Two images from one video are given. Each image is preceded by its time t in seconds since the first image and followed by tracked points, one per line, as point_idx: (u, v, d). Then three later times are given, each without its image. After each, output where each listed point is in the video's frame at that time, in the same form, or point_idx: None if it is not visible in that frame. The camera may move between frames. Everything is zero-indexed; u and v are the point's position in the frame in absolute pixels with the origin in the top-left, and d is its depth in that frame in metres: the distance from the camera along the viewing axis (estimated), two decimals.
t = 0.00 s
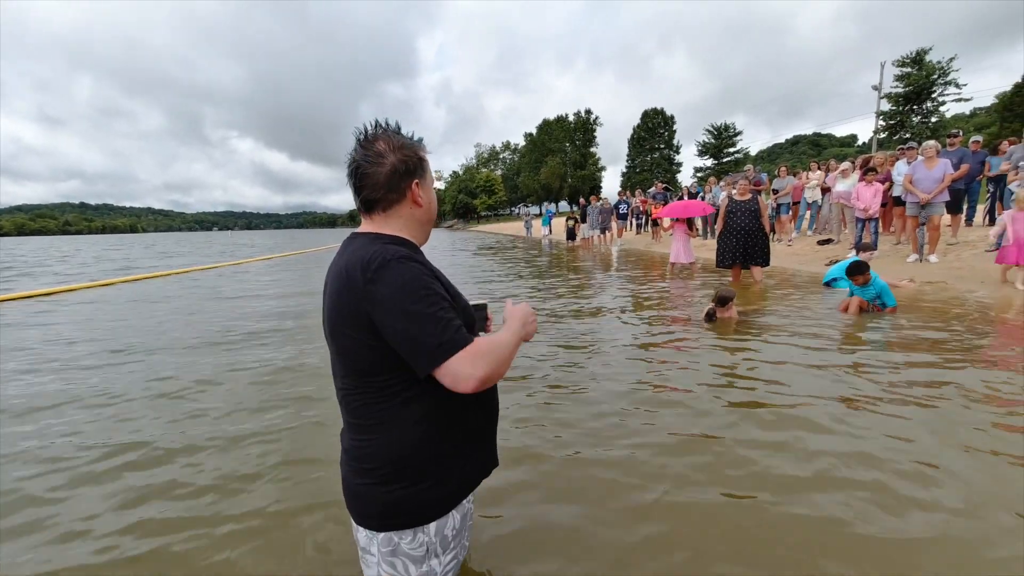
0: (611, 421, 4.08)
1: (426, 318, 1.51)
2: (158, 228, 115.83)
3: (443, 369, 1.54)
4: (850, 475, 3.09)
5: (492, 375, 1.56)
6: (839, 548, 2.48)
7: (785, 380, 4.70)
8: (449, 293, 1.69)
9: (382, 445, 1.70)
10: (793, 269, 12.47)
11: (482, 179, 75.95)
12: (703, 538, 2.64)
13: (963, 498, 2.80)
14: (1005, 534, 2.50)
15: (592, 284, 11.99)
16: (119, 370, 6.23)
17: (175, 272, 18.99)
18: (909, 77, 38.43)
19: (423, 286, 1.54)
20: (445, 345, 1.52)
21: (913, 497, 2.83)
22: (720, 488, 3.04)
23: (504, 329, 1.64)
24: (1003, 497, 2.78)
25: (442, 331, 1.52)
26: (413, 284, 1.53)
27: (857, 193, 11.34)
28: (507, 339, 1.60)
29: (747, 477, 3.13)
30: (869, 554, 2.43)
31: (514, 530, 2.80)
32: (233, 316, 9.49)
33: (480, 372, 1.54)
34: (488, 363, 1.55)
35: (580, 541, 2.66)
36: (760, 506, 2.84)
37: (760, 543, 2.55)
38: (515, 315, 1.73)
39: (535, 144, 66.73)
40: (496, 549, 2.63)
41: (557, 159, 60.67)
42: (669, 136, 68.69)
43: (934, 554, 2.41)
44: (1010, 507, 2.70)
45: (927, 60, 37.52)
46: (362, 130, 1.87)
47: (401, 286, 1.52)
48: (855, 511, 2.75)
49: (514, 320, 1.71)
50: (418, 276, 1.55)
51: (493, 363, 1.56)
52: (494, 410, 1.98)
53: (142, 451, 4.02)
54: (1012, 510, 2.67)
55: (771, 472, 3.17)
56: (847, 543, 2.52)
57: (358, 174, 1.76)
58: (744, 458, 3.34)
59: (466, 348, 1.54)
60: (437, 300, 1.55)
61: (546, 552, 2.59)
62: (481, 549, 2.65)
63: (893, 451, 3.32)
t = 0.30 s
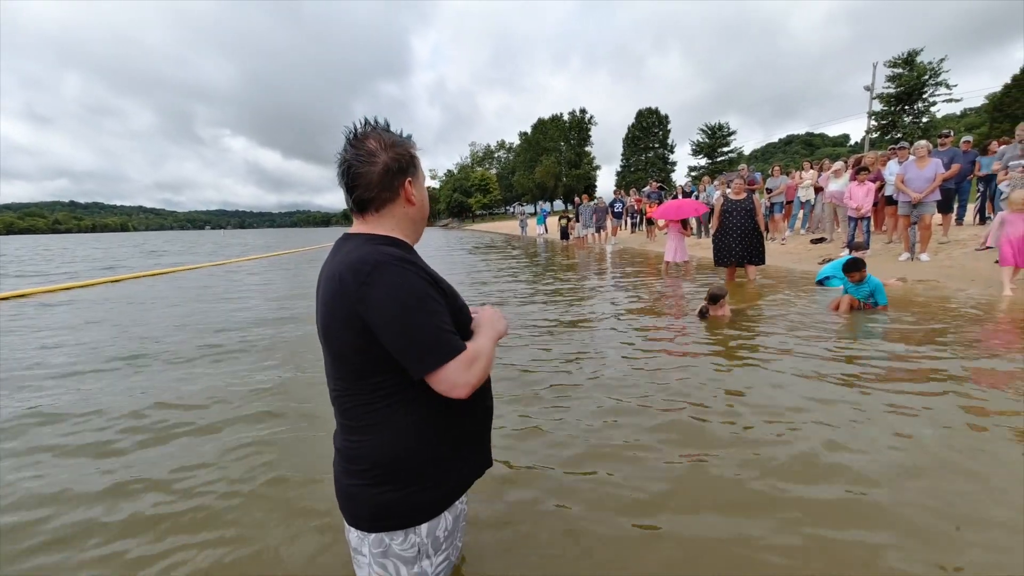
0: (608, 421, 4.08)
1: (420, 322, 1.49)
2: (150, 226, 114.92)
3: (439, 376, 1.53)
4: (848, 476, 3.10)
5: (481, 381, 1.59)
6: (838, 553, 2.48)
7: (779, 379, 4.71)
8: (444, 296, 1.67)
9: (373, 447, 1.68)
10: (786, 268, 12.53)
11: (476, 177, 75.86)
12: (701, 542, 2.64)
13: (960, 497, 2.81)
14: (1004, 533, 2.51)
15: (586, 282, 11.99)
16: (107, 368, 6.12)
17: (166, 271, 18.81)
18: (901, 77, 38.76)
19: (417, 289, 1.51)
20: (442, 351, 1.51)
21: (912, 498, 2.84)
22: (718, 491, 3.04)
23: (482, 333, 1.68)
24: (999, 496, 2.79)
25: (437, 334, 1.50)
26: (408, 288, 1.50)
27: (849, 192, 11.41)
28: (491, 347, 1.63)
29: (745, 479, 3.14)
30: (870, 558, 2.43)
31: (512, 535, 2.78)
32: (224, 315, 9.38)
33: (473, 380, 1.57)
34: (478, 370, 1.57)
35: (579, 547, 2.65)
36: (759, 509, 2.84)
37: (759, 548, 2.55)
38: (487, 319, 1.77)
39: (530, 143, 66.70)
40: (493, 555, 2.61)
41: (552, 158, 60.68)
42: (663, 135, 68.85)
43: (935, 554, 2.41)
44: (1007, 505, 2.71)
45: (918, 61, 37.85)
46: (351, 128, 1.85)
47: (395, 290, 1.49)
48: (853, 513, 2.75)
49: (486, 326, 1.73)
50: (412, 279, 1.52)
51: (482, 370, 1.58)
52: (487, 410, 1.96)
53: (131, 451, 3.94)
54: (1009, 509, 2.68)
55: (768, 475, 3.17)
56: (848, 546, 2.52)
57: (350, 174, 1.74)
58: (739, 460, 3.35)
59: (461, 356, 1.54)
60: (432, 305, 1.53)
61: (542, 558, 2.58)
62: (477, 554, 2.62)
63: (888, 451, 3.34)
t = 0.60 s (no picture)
0: (594, 415, 4.09)
1: (393, 322, 1.47)
2: (128, 222, 112.24)
3: (406, 379, 1.51)
4: (830, 463, 3.17)
5: (450, 387, 1.57)
6: (820, 537, 2.55)
7: (762, 371, 4.79)
8: (423, 295, 1.64)
9: (353, 444, 1.66)
10: (769, 262, 12.71)
11: (463, 172, 75.50)
12: (685, 533, 2.66)
13: (936, 485, 2.89)
14: (977, 517, 2.60)
15: (573, 277, 12.02)
16: (83, 369, 5.97)
17: (144, 267, 18.40)
18: (880, 74, 39.45)
19: (394, 288, 1.49)
20: (412, 354, 1.49)
21: (891, 485, 2.91)
22: (705, 481, 3.08)
23: (458, 335, 1.67)
24: (973, 482, 2.89)
25: (409, 336, 1.48)
26: (383, 287, 1.48)
27: (830, 187, 11.59)
28: (464, 352, 1.61)
29: (731, 470, 3.18)
30: (851, 546, 2.47)
31: (499, 532, 2.77)
32: (205, 313, 9.21)
33: (440, 385, 1.55)
34: (447, 376, 1.55)
35: (570, 538, 2.66)
36: (745, 498, 2.88)
37: (747, 537, 2.59)
38: (468, 320, 1.76)
39: (516, 137, 66.53)
40: (479, 551, 2.60)
41: (539, 153, 60.64)
42: (649, 130, 69.18)
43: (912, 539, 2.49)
44: (981, 491, 2.81)
45: (896, 58, 38.57)
46: (331, 122, 1.82)
47: (369, 289, 1.47)
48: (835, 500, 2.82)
49: (465, 328, 1.71)
50: (387, 279, 1.50)
51: (453, 376, 1.57)
52: (470, 407, 1.96)
53: (110, 452, 3.85)
54: (981, 494, 2.78)
55: (751, 466, 3.21)
56: (831, 531, 2.58)
57: (327, 169, 1.72)
58: (724, 452, 3.39)
59: (432, 360, 1.52)
60: (406, 306, 1.50)
61: (529, 552, 2.58)
62: (467, 551, 2.61)
63: (868, 442, 3.40)
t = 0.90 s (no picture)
0: (584, 428, 4.08)
1: (375, 343, 1.47)
2: (113, 237, 110.90)
3: (389, 401, 1.50)
4: (819, 472, 3.18)
5: (432, 409, 1.56)
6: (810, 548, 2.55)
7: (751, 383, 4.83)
8: (408, 315, 1.64)
9: (336, 466, 1.64)
10: (756, 274, 12.88)
11: (453, 186, 75.89)
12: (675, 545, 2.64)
13: (923, 493, 2.91)
14: (962, 525, 2.62)
15: (563, 290, 12.08)
16: (65, 389, 5.85)
17: (130, 284, 18.16)
18: (859, 91, 40.60)
19: (377, 307, 1.49)
20: (394, 375, 1.48)
21: (879, 494, 2.93)
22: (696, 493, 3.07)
23: (444, 355, 1.66)
24: (958, 489, 2.92)
25: (391, 358, 1.48)
26: (365, 307, 1.48)
27: (814, 201, 11.82)
28: (449, 373, 1.60)
29: (722, 481, 3.18)
30: (840, 555, 2.48)
31: (488, 548, 2.74)
32: (191, 331, 9.09)
33: (423, 407, 1.53)
34: (431, 398, 1.54)
35: (561, 555, 2.63)
36: (735, 509, 2.88)
37: (738, 548, 2.58)
38: (456, 341, 1.75)
39: (506, 152, 67.17)
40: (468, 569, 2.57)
41: (528, 167, 61.22)
42: (637, 145, 70.26)
43: (901, 547, 2.50)
44: (965, 497, 2.84)
45: (874, 76, 39.77)
46: (320, 143, 1.84)
47: (351, 309, 1.47)
48: (824, 510, 2.83)
49: (451, 348, 1.70)
50: (370, 298, 1.49)
51: (436, 397, 1.55)
52: (457, 427, 1.93)
53: (91, 476, 3.76)
54: (966, 501, 2.81)
55: (740, 477, 3.21)
56: (820, 540, 2.59)
57: (314, 189, 1.72)
58: (713, 463, 3.39)
59: (414, 381, 1.51)
60: (390, 326, 1.50)
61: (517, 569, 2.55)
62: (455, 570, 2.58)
63: (855, 450, 3.43)
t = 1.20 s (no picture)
0: (580, 433, 4.10)
1: (370, 351, 1.47)
2: (110, 237, 110.61)
3: (383, 410, 1.50)
4: (815, 481, 3.19)
5: (426, 417, 1.56)
6: (806, 558, 2.56)
7: (747, 390, 4.84)
8: (403, 323, 1.64)
9: (330, 472, 1.64)
10: (754, 281, 12.92)
11: (452, 190, 75.99)
12: (672, 554, 2.65)
13: (917, 503, 2.92)
14: (957, 534, 2.63)
15: (561, 295, 12.10)
16: (59, 391, 5.82)
17: (126, 285, 18.11)
18: (856, 100, 40.82)
19: (372, 315, 1.49)
20: (389, 384, 1.48)
21: (875, 504, 2.94)
22: (693, 502, 3.08)
23: (441, 363, 1.66)
24: (953, 500, 2.93)
25: (386, 365, 1.48)
26: (360, 315, 1.48)
27: (811, 209, 11.87)
28: (444, 381, 1.60)
29: (719, 490, 3.19)
30: (833, 564, 2.50)
31: (484, 553, 2.75)
32: (187, 333, 9.06)
33: (417, 416, 1.53)
34: (425, 406, 1.54)
35: (558, 562, 2.63)
36: (731, 519, 2.89)
37: (735, 557, 2.59)
38: (453, 349, 1.75)
39: (505, 157, 67.31)
40: None
41: (527, 172, 61.39)
42: (636, 152, 70.56)
43: (897, 557, 2.51)
44: (960, 507, 2.85)
45: (872, 85, 40.08)
46: (321, 149, 1.85)
47: (346, 317, 1.47)
48: (820, 518, 2.85)
49: (448, 356, 1.70)
50: (365, 307, 1.49)
51: (430, 406, 1.55)
52: (452, 434, 1.93)
53: (86, 479, 3.75)
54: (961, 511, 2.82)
55: (737, 486, 3.22)
56: (817, 550, 2.61)
57: (314, 194, 1.73)
58: (709, 471, 3.40)
59: (408, 390, 1.51)
60: (384, 334, 1.50)
61: None
62: None
63: (851, 460, 3.44)
